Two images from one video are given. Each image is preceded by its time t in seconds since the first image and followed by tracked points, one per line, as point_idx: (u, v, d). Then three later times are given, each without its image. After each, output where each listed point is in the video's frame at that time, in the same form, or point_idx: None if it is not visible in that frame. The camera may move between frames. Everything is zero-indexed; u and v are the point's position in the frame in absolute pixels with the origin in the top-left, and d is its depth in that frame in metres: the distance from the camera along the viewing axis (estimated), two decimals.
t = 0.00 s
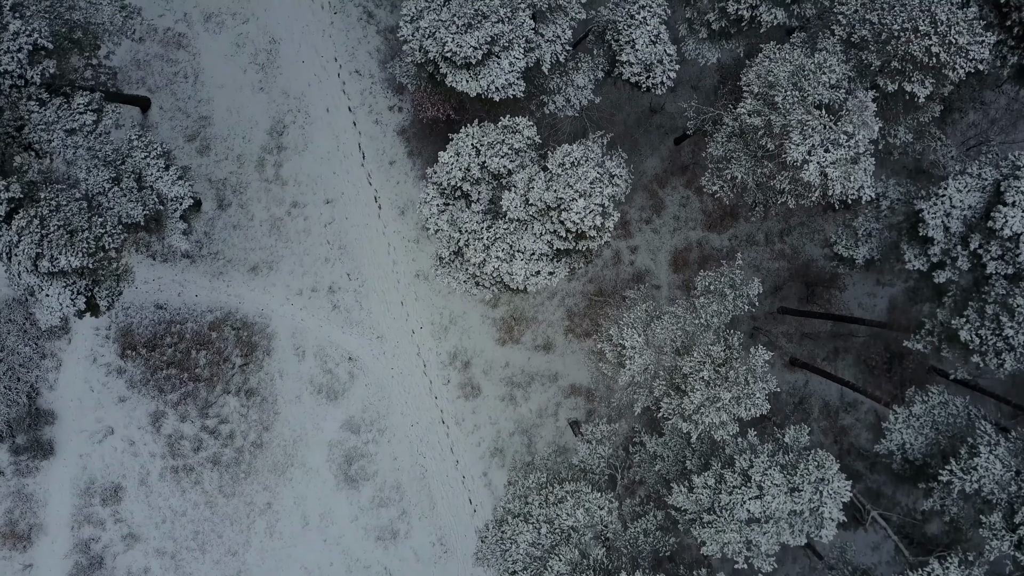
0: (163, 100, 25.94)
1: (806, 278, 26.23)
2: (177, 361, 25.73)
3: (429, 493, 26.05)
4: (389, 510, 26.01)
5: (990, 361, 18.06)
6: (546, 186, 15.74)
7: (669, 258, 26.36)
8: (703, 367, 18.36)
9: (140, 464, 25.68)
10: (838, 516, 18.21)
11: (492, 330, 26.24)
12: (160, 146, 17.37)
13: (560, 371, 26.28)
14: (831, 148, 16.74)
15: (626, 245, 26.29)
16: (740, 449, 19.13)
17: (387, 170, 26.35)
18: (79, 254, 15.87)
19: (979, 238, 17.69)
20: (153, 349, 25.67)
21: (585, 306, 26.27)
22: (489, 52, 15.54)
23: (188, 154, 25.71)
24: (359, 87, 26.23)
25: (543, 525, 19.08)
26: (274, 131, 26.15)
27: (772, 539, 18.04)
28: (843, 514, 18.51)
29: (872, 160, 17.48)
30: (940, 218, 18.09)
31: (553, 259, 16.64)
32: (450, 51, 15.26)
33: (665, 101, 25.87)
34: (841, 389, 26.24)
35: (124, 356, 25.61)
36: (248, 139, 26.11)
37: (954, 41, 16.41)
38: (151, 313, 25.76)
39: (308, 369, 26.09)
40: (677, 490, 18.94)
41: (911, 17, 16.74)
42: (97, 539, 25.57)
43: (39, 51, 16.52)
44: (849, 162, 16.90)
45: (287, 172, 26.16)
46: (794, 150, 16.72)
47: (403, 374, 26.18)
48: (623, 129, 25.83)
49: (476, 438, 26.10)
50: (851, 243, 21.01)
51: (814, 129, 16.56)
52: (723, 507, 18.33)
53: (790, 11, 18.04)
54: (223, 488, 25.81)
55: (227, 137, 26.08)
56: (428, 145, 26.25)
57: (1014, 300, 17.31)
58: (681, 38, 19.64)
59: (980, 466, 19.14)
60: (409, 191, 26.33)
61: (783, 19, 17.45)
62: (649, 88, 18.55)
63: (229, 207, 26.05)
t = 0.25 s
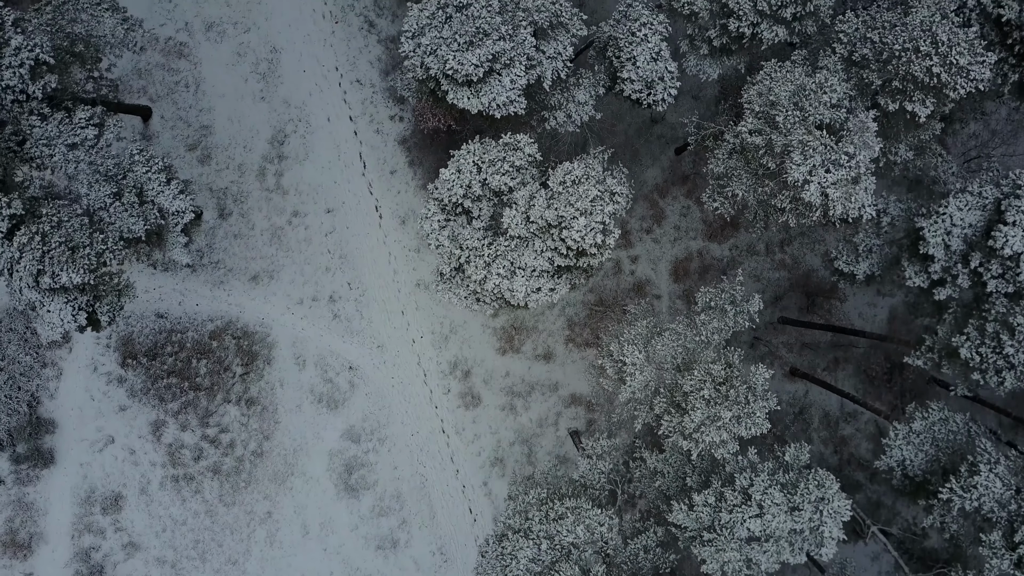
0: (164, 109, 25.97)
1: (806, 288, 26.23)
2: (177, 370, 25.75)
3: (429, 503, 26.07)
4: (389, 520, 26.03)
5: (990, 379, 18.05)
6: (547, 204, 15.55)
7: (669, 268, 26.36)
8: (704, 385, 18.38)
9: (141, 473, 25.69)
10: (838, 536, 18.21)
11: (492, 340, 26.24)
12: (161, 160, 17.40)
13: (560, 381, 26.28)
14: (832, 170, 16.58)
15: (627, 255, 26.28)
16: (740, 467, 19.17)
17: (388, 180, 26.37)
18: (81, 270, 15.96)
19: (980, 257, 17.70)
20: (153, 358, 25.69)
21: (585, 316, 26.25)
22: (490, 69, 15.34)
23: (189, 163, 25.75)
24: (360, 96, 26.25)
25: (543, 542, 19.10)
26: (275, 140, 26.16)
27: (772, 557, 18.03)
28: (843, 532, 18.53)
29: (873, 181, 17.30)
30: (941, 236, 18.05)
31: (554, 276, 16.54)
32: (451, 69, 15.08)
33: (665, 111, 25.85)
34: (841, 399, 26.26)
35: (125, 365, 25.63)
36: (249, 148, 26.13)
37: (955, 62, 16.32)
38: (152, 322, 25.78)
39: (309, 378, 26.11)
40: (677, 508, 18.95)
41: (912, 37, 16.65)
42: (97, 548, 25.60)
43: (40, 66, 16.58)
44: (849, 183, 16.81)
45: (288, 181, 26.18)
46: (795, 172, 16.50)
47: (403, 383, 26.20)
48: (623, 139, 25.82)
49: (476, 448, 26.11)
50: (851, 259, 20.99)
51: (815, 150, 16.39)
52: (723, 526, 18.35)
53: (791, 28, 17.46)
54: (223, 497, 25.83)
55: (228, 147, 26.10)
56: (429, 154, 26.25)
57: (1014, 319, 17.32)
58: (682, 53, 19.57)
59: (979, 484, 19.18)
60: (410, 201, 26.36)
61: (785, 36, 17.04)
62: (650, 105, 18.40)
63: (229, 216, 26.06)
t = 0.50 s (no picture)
0: (165, 118, 25.98)
1: (806, 298, 26.23)
2: (178, 379, 25.77)
3: (430, 512, 26.08)
4: (389, 529, 26.04)
5: (990, 398, 18.06)
6: (547, 222, 15.46)
7: (670, 278, 26.34)
8: (704, 404, 18.45)
9: (141, 482, 25.72)
10: (837, 555, 18.24)
11: (493, 349, 26.24)
12: (162, 175, 17.42)
13: (560, 391, 26.29)
14: (832, 191, 16.38)
15: (627, 264, 26.26)
16: (741, 486, 19.23)
17: (388, 189, 26.38)
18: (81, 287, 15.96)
19: (980, 276, 17.72)
20: (154, 367, 25.72)
21: (586, 325, 26.23)
22: (491, 87, 15.20)
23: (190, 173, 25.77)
24: (361, 106, 26.26)
25: (543, 557, 19.12)
26: (276, 150, 26.18)
27: None
28: (842, 550, 18.55)
29: (873, 203, 17.08)
30: (941, 254, 18.06)
31: (554, 293, 16.49)
32: (452, 87, 14.94)
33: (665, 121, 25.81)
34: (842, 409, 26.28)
35: (125, 374, 25.66)
36: (249, 157, 26.14)
37: (955, 83, 16.27)
38: (152, 331, 25.80)
39: (309, 387, 26.13)
40: (677, 526, 18.97)
41: (912, 58, 16.63)
42: (97, 557, 25.61)
43: (41, 80, 16.58)
44: (850, 204, 16.57)
45: (288, 191, 26.20)
46: (796, 191, 16.40)
47: (404, 393, 26.21)
48: (624, 149, 25.80)
49: (476, 457, 26.13)
50: (852, 274, 20.96)
51: (816, 171, 16.27)
52: (723, 544, 18.38)
53: (791, 45, 17.23)
54: (223, 505, 25.85)
55: (229, 156, 26.11)
56: (430, 164, 26.26)
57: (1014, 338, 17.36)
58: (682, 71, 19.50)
59: (979, 503, 19.20)
60: (411, 211, 26.38)
61: (785, 54, 16.88)
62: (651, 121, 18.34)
63: (230, 226, 26.07)
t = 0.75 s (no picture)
0: (165, 127, 25.99)
1: (806, 308, 26.21)
2: (178, 388, 25.79)
3: (429, 522, 26.09)
4: (389, 539, 26.06)
5: (989, 416, 18.05)
6: (548, 240, 15.43)
7: (670, 288, 26.31)
8: (704, 423, 18.51)
9: (141, 491, 25.75)
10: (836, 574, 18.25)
11: (493, 359, 26.24)
12: (162, 189, 17.42)
13: (560, 401, 26.26)
14: (831, 212, 16.45)
15: (627, 274, 26.24)
16: (740, 504, 19.27)
17: (389, 199, 26.39)
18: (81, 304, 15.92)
19: (979, 294, 17.72)
20: (154, 377, 25.73)
21: (585, 335, 26.20)
22: (491, 104, 15.16)
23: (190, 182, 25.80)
24: (362, 115, 26.27)
25: (542, 573, 19.14)
26: (276, 159, 26.18)
27: None
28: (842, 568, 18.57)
29: (873, 222, 17.11)
30: (941, 272, 18.00)
31: (555, 309, 16.47)
32: (452, 105, 14.91)
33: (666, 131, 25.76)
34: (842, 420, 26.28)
35: (125, 384, 25.67)
36: (250, 167, 26.15)
37: (954, 104, 16.20)
38: (152, 340, 25.80)
39: (309, 397, 26.15)
40: (676, 544, 19.00)
41: (912, 78, 16.54)
42: (97, 566, 25.64)
43: (42, 95, 16.57)
44: (851, 225, 16.65)
45: (289, 201, 26.21)
46: (796, 212, 16.41)
47: (404, 403, 26.22)
48: (624, 160, 25.77)
49: (476, 467, 26.14)
50: (851, 290, 20.91)
51: (816, 192, 16.33)
52: (722, 562, 18.42)
53: (792, 63, 16.92)
54: (223, 515, 25.87)
55: (229, 166, 26.12)
56: (430, 173, 26.27)
57: (1013, 357, 17.36)
58: (682, 88, 19.46)
59: (978, 522, 19.21)
60: (411, 220, 26.38)
61: (786, 72, 16.58)
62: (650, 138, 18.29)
63: (231, 235, 26.09)
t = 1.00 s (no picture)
0: (166, 137, 26.01)
1: (806, 318, 26.19)
2: (178, 398, 25.79)
3: (428, 532, 26.10)
4: (388, 549, 26.07)
5: (989, 435, 18.04)
6: (547, 258, 15.40)
7: (670, 298, 26.29)
8: (703, 442, 18.59)
9: (141, 501, 25.77)
10: None
11: (493, 369, 26.24)
12: (162, 204, 17.43)
13: (560, 411, 26.25)
14: (830, 233, 16.30)
15: (627, 284, 26.22)
16: (739, 523, 19.32)
17: (389, 209, 26.40)
18: (81, 321, 15.95)
19: (978, 314, 17.73)
20: (153, 387, 25.74)
21: (585, 346, 26.19)
22: (491, 122, 15.14)
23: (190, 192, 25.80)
24: (362, 125, 26.28)
25: None
26: (276, 169, 26.19)
27: None
28: None
29: (873, 242, 17.00)
30: (941, 291, 18.07)
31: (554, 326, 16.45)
32: (452, 123, 14.91)
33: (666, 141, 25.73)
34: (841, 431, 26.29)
35: (125, 393, 25.69)
36: (250, 177, 26.15)
37: (954, 125, 16.13)
38: (152, 349, 25.80)
39: (309, 407, 26.15)
40: (675, 563, 19.03)
41: (912, 98, 16.46)
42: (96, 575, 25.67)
43: (42, 110, 16.62)
44: (849, 247, 16.43)
45: (289, 210, 26.21)
46: (795, 232, 16.21)
47: (403, 413, 26.23)
48: (624, 170, 25.76)
49: (475, 477, 26.14)
50: (851, 306, 20.86)
51: (816, 214, 16.11)
52: None
53: (792, 81, 16.64)
54: (223, 524, 25.89)
55: (229, 176, 26.13)
56: (431, 183, 26.27)
57: (1013, 376, 17.36)
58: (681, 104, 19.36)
59: (977, 541, 19.21)
60: (411, 230, 26.38)
61: (785, 90, 16.31)
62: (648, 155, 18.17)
63: (231, 245, 26.10)
